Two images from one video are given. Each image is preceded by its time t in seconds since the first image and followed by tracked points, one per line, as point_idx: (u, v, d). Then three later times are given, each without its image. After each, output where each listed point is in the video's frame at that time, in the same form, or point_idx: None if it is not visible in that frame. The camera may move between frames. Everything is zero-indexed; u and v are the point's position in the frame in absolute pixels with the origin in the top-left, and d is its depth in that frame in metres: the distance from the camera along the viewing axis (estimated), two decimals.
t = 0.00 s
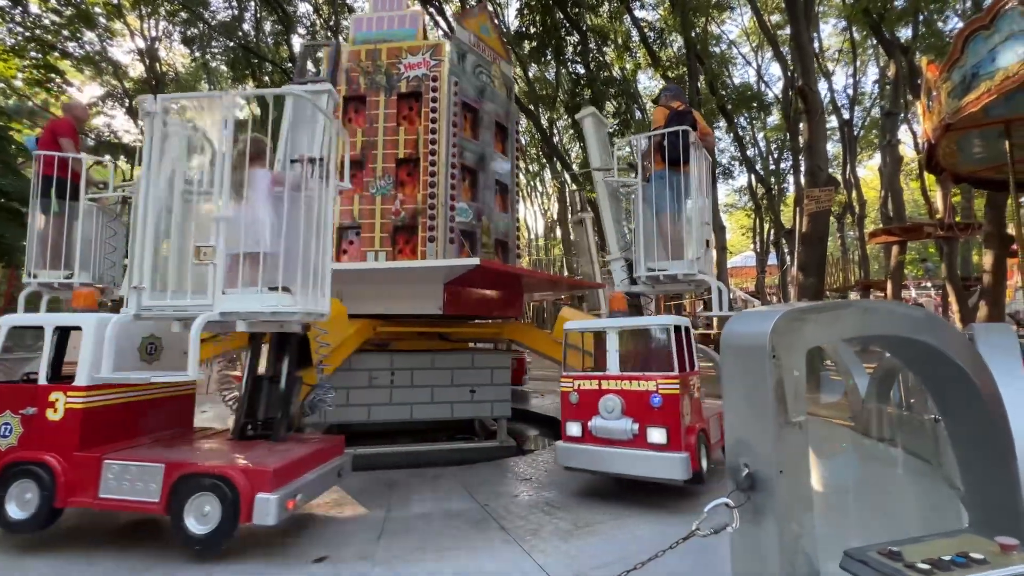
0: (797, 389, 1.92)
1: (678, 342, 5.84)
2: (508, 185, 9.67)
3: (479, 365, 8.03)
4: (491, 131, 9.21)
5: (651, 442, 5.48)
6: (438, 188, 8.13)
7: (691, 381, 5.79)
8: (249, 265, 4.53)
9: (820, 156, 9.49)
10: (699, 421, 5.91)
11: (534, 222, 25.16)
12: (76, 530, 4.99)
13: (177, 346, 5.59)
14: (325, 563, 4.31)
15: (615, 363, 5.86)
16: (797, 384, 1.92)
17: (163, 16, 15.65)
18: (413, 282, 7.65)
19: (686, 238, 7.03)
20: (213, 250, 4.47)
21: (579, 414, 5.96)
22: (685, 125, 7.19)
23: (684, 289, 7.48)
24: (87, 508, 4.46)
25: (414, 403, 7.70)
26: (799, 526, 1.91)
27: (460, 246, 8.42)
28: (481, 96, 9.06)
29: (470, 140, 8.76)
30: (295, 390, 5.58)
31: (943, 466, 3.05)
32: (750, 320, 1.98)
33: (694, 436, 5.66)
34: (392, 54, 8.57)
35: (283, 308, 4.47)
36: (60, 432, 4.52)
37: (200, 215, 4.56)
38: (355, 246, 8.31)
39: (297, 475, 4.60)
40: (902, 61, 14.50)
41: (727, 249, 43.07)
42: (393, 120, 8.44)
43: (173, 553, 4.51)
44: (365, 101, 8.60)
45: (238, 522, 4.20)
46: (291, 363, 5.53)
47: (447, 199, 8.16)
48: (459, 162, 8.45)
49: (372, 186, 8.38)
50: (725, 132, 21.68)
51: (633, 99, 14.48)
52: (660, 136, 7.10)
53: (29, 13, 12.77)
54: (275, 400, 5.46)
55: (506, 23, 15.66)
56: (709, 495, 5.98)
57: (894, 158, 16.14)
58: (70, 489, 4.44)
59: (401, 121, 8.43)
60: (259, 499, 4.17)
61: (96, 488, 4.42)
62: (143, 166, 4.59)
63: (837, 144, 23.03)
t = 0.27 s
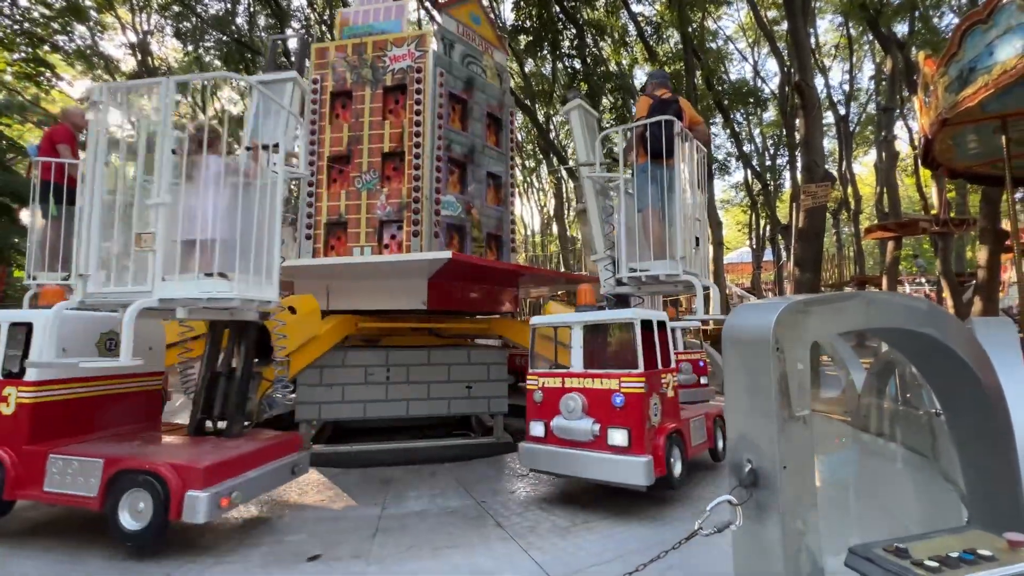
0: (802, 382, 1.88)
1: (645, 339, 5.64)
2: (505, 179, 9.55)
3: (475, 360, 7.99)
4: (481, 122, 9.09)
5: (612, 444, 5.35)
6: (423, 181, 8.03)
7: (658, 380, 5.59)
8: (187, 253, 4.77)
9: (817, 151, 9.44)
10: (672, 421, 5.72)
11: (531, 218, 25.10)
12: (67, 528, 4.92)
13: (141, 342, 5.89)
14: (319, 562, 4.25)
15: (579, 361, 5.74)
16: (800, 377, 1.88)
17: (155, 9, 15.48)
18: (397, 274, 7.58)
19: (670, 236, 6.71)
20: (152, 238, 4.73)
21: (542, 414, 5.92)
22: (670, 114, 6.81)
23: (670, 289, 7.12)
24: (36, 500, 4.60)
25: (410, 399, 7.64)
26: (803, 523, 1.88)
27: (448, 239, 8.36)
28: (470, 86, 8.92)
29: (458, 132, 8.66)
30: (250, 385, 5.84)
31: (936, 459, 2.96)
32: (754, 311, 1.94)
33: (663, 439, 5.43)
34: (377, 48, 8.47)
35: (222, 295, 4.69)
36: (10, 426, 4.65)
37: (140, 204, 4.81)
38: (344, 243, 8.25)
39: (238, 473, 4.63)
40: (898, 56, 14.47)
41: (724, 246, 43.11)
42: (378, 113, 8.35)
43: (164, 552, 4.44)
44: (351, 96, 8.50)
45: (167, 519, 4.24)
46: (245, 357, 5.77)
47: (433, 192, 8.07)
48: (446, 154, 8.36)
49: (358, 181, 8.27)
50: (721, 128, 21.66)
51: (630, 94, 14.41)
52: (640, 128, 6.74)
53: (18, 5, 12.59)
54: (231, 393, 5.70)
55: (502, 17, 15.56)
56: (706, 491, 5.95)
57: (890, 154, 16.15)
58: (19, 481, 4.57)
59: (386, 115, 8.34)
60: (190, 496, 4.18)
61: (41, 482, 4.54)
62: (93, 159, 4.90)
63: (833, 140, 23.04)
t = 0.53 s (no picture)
0: (802, 380, 1.82)
1: (606, 337, 5.36)
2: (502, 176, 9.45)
3: (472, 360, 8.00)
4: (472, 116, 8.98)
5: (564, 450, 5.07)
6: (407, 177, 7.93)
7: (619, 382, 5.31)
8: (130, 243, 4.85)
9: (816, 149, 9.36)
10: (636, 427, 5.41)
11: (529, 217, 25.02)
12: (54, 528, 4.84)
13: (108, 341, 5.93)
14: (309, 563, 4.18)
15: (538, 361, 5.48)
16: (799, 375, 1.82)
17: (151, 6, 15.40)
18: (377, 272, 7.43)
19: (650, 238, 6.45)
20: (95, 228, 4.80)
21: (501, 416, 5.69)
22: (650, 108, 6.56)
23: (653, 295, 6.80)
24: None
25: (406, 399, 7.57)
26: (803, 528, 1.81)
27: (434, 236, 8.26)
28: (460, 80, 8.79)
29: (446, 126, 8.56)
30: (210, 384, 5.74)
31: (938, 459, 2.96)
32: (751, 307, 1.87)
33: (621, 446, 5.16)
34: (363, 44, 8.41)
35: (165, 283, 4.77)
36: None
37: (86, 195, 4.94)
38: (331, 241, 8.20)
39: (179, 472, 4.62)
40: (896, 54, 14.42)
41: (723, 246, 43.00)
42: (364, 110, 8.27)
43: (151, 553, 4.36)
44: (338, 94, 8.44)
45: (100, 517, 4.24)
46: (201, 355, 5.69)
47: (417, 189, 7.96)
48: (432, 148, 8.24)
49: (345, 178, 8.20)
50: (720, 127, 21.60)
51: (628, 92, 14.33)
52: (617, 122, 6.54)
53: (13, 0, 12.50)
54: (190, 392, 5.61)
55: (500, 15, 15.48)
56: (704, 493, 5.89)
57: (888, 152, 16.09)
58: None
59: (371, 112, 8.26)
60: (120, 496, 4.17)
61: None
62: (42, 152, 5.06)
63: (832, 139, 22.99)
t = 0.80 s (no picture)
0: (806, 391, 1.70)
1: (554, 343, 4.99)
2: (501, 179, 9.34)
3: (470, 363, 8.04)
4: (463, 114, 8.86)
5: (505, 464, 4.73)
6: (393, 177, 7.81)
7: (572, 392, 4.92)
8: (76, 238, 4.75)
9: (819, 152, 9.23)
10: (589, 440, 4.97)
11: (530, 220, 24.95)
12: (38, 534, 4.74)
13: (80, 342, 5.86)
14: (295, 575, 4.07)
15: (485, 367, 5.19)
16: (802, 384, 1.70)
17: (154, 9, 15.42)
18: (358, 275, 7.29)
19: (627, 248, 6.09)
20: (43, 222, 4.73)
21: (453, 425, 5.46)
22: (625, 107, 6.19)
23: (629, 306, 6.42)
24: None
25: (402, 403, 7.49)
26: (807, 549, 1.69)
27: (423, 237, 8.14)
28: (450, 78, 8.71)
29: (435, 125, 8.44)
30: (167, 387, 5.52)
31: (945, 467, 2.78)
32: (751, 312, 1.76)
33: (571, 461, 4.76)
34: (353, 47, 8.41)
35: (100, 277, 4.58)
36: None
37: (36, 192, 4.91)
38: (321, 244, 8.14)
39: (117, 477, 4.52)
40: (900, 57, 14.31)
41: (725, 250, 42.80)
42: (353, 110, 8.22)
43: (134, 563, 4.25)
44: (329, 96, 8.44)
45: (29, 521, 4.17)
46: (158, 355, 5.43)
47: (402, 189, 7.84)
48: (419, 148, 8.12)
49: (333, 181, 8.14)
50: (722, 130, 21.51)
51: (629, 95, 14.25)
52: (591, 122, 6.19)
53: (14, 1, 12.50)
54: (147, 397, 5.32)
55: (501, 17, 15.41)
56: (703, 504, 5.76)
57: (892, 156, 15.95)
58: None
59: (360, 113, 8.21)
60: (48, 500, 4.10)
61: None
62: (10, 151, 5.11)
63: (834, 142, 22.85)
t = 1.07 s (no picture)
0: (806, 400, 1.64)
1: (498, 349, 4.76)
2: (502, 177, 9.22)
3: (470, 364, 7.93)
4: (456, 110, 8.70)
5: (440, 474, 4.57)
6: (379, 175, 7.77)
7: (512, 397, 4.70)
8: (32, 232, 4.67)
9: (821, 150, 9.11)
10: (533, 449, 4.73)
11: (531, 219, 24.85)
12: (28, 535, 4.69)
13: (60, 340, 5.82)
14: None
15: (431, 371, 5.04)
16: (801, 393, 1.64)
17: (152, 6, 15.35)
18: (342, 275, 7.17)
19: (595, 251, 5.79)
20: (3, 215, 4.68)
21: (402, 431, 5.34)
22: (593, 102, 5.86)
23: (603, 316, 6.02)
24: None
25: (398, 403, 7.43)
26: (804, 564, 1.63)
27: (411, 235, 7.95)
28: (444, 74, 8.59)
29: (425, 121, 8.26)
30: (132, 386, 5.46)
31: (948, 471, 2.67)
32: (749, 316, 1.70)
33: (512, 471, 4.56)
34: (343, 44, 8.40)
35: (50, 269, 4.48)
36: None
37: None
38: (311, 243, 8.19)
39: (68, 476, 4.47)
40: (903, 56, 14.18)
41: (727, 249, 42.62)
42: (342, 109, 8.21)
43: (122, 566, 4.19)
44: (320, 95, 8.46)
45: None
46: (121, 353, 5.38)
47: (388, 186, 7.78)
48: (405, 145, 8.00)
49: (323, 180, 8.18)
50: (724, 129, 21.38)
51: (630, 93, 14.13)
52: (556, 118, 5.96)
53: None
54: (112, 393, 5.32)
55: (502, 15, 15.30)
56: (701, 508, 5.68)
57: (895, 156, 15.82)
58: None
59: (349, 110, 8.20)
60: None
61: None
62: None
63: (837, 142, 22.71)
